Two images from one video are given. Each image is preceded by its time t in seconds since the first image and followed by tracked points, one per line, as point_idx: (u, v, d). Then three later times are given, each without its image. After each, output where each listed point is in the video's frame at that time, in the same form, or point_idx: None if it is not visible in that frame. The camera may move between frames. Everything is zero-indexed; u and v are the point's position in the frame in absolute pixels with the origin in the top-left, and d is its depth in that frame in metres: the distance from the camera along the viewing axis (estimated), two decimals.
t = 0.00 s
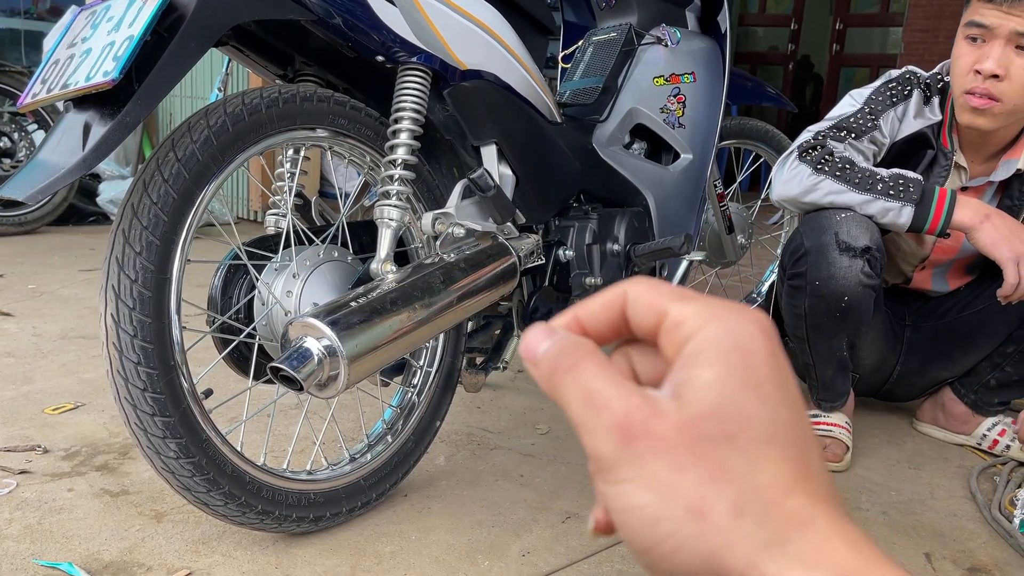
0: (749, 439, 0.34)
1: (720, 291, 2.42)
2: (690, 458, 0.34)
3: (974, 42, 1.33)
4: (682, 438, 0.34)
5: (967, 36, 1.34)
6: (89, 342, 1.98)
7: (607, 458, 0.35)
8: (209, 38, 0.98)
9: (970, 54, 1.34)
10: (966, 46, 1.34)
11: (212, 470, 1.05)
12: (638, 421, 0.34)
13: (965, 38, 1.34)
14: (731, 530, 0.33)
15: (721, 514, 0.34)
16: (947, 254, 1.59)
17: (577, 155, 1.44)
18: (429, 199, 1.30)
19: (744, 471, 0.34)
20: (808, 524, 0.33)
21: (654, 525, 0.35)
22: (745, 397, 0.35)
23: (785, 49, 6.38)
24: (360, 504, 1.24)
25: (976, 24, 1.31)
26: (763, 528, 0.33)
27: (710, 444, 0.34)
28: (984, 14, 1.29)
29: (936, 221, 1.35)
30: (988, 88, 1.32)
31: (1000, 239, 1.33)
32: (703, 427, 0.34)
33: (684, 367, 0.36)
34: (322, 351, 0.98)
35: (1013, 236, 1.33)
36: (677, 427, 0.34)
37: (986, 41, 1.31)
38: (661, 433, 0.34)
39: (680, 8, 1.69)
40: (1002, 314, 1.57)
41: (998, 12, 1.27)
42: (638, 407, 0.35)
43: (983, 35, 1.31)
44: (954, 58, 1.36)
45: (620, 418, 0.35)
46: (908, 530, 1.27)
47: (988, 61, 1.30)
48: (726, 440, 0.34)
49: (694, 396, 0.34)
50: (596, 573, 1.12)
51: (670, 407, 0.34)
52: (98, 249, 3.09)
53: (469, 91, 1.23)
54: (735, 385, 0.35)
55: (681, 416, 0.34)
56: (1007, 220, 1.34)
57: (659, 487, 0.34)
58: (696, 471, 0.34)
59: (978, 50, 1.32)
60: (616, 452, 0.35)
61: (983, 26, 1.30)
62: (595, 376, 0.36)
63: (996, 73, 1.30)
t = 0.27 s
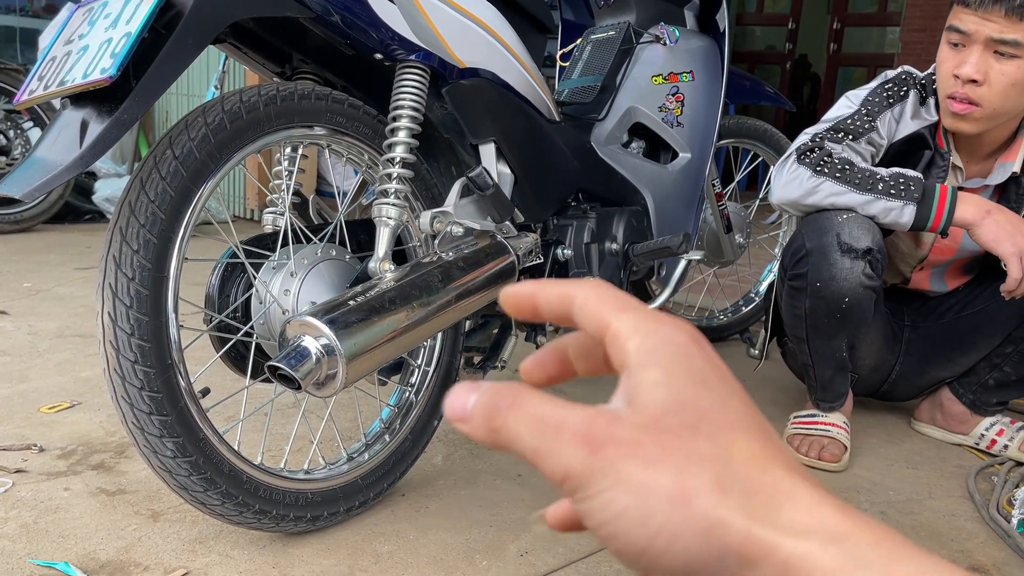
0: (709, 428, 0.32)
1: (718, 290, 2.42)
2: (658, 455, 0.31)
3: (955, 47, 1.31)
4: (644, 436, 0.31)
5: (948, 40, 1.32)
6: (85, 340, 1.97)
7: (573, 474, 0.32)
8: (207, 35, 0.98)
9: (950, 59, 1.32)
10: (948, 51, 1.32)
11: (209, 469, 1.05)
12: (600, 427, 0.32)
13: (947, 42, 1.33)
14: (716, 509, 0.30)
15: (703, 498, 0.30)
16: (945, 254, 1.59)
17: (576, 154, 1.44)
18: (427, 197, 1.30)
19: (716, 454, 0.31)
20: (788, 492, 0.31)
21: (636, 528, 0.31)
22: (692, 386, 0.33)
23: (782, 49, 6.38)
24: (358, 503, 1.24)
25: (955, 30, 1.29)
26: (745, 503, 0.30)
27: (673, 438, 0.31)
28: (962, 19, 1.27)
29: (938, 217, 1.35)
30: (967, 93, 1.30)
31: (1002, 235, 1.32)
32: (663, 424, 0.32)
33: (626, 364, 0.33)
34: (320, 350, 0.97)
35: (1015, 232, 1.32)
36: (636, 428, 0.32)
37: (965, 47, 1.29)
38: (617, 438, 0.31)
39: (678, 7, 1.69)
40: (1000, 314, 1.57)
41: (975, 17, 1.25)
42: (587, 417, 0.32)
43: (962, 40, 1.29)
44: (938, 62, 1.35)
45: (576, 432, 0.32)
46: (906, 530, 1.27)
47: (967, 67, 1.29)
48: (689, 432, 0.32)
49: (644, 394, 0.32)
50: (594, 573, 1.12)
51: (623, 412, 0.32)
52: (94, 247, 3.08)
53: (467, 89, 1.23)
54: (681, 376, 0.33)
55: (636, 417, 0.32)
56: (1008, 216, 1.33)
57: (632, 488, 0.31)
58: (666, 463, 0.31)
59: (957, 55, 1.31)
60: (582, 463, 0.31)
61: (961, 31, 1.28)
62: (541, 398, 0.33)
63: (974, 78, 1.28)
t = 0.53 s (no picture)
0: (755, 410, 0.32)
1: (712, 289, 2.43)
2: (705, 429, 0.31)
3: (937, 48, 1.31)
4: (692, 413, 0.31)
5: (930, 41, 1.32)
6: (78, 339, 1.96)
7: (625, 446, 0.31)
8: (199, 34, 0.97)
9: (932, 59, 1.32)
10: (931, 51, 1.33)
11: (202, 468, 1.04)
12: (648, 406, 0.31)
13: (929, 42, 1.33)
14: (758, 478, 0.30)
15: (747, 468, 0.30)
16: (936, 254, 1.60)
17: (570, 154, 1.44)
18: (421, 197, 1.31)
19: (761, 434, 0.31)
20: (826, 467, 0.31)
21: (677, 495, 0.31)
22: (745, 373, 0.32)
23: (777, 48, 6.39)
24: (351, 503, 1.24)
25: (937, 31, 1.29)
26: (786, 477, 0.30)
27: (721, 417, 0.31)
28: (943, 20, 1.27)
29: (946, 218, 1.36)
30: (948, 94, 1.31)
31: (1009, 235, 1.34)
32: (710, 405, 0.31)
33: (681, 345, 0.33)
34: (313, 350, 0.97)
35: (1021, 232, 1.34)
36: (685, 407, 0.31)
37: (946, 48, 1.29)
38: (667, 415, 0.31)
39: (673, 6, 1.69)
40: (992, 315, 1.57)
41: (955, 17, 1.25)
42: (638, 395, 0.31)
43: (943, 41, 1.29)
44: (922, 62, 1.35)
45: (625, 411, 0.31)
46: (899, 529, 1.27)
47: (948, 68, 1.29)
48: (734, 413, 0.31)
49: (694, 376, 0.32)
50: (588, 573, 1.12)
51: (673, 393, 0.32)
52: (88, 246, 3.07)
53: (461, 88, 1.23)
54: (734, 364, 0.33)
55: (686, 398, 0.31)
56: (1014, 216, 1.35)
57: (677, 458, 0.30)
58: (713, 436, 0.31)
59: (939, 56, 1.31)
60: (632, 434, 0.30)
61: (942, 32, 1.28)
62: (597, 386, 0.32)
63: (955, 79, 1.29)
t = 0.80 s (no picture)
0: (764, 430, 0.32)
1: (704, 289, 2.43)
2: (714, 450, 0.31)
3: (917, 50, 1.32)
4: (702, 434, 0.31)
5: (910, 44, 1.33)
6: (68, 338, 1.96)
7: (635, 464, 0.31)
8: (185, 33, 0.97)
9: (913, 62, 1.33)
10: (912, 53, 1.33)
11: (188, 468, 1.04)
12: (660, 427, 0.31)
13: (909, 46, 1.33)
14: (764, 498, 0.30)
15: (753, 488, 0.30)
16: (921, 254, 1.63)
17: (560, 154, 1.44)
18: (410, 196, 1.31)
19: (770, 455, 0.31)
20: (832, 489, 0.32)
21: (683, 514, 0.31)
22: (756, 398, 0.33)
23: (771, 47, 6.39)
24: (339, 502, 1.24)
25: (916, 36, 1.30)
26: (791, 496, 0.31)
27: (732, 438, 0.32)
28: (921, 23, 1.28)
29: (955, 218, 1.36)
30: (930, 96, 1.31)
31: (1018, 231, 1.33)
32: (721, 427, 0.32)
33: (696, 369, 0.34)
34: (299, 349, 0.97)
35: None
36: (696, 428, 0.32)
37: (926, 51, 1.30)
38: (679, 436, 0.31)
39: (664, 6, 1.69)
40: (980, 315, 1.57)
41: (932, 20, 1.26)
42: (649, 417, 0.32)
43: (923, 44, 1.30)
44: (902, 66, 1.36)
45: (638, 431, 0.31)
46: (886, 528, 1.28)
47: (928, 70, 1.29)
48: (744, 434, 0.32)
49: (706, 399, 0.33)
50: (575, 572, 1.12)
51: (685, 415, 0.32)
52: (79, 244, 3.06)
53: (449, 88, 1.22)
54: (746, 388, 0.33)
55: (697, 420, 0.32)
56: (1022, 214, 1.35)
57: (686, 477, 0.31)
58: (721, 456, 0.31)
59: (919, 59, 1.31)
60: (644, 453, 0.31)
61: (921, 34, 1.29)
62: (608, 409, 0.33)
63: (936, 80, 1.29)
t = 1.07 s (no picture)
0: (779, 437, 0.35)
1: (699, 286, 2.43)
2: (729, 455, 0.34)
3: (916, 50, 1.31)
4: (719, 441, 0.35)
5: (909, 43, 1.32)
6: (60, 336, 1.95)
7: (654, 468, 0.35)
8: (176, 28, 0.97)
9: (912, 61, 1.32)
10: (910, 53, 1.32)
11: (178, 466, 1.04)
12: (678, 433, 0.35)
13: (907, 45, 1.32)
14: (775, 501, 0.33)
15: (765, 491, 0.34)
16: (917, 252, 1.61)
17: (555, 152, 1.44)
18: (402, 192, 1.30)
19: (782, 461, 0.34)
20: (842, 492, 0.34)
21: (701, 513, 0.35)
22: (772, 407, 0.36)
23: (766, 45, 6.39)
24: (332, 500, 1.23)
25: (915, 34, 1.29)
26: (803, 500, 0.34)
27: (747, 445, 0.35)
28: (922, 23, 1.27)
29: (949, 217, 1.36)
30: (929, 96, 1.31)
31: (1013, 231, 1.35)
32: (737, 433, 0.35)
33: (715, 380, 0.37)
34: (290, 347, 0.97)
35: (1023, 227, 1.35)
36: (713, 434, 0.35)
37: (926, 51, 1.29)
38: (697, 442, 0.35)
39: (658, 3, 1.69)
40: (974, 313, 1.58)
41: (934, 20, 1.25)
42: (669, 424, 0.35)
43: (922, 44, 1.29)
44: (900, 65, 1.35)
45: (658, 436, 0.35)
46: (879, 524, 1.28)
47: (928, 70, 1.29)
48: (759, 440, 0.35)
49: (725, 409, 0.36)
50: (568, 570, 1.12)
51: (704, 423, 0.36)
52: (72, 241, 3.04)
53: (442, 84, 1.22)
54: (762, 397, 0.36)
55: (715, 428, 0.35)
56: (1016, 213, 1.36)
57: (702, 480, 0.34)
58: (736, 461, 0.34)
59: (918, 59, 1.31)
60: (661, 457, 0.35)
61: (921, 34, 1.28)
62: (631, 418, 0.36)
63: (936, 81, 1.29)
